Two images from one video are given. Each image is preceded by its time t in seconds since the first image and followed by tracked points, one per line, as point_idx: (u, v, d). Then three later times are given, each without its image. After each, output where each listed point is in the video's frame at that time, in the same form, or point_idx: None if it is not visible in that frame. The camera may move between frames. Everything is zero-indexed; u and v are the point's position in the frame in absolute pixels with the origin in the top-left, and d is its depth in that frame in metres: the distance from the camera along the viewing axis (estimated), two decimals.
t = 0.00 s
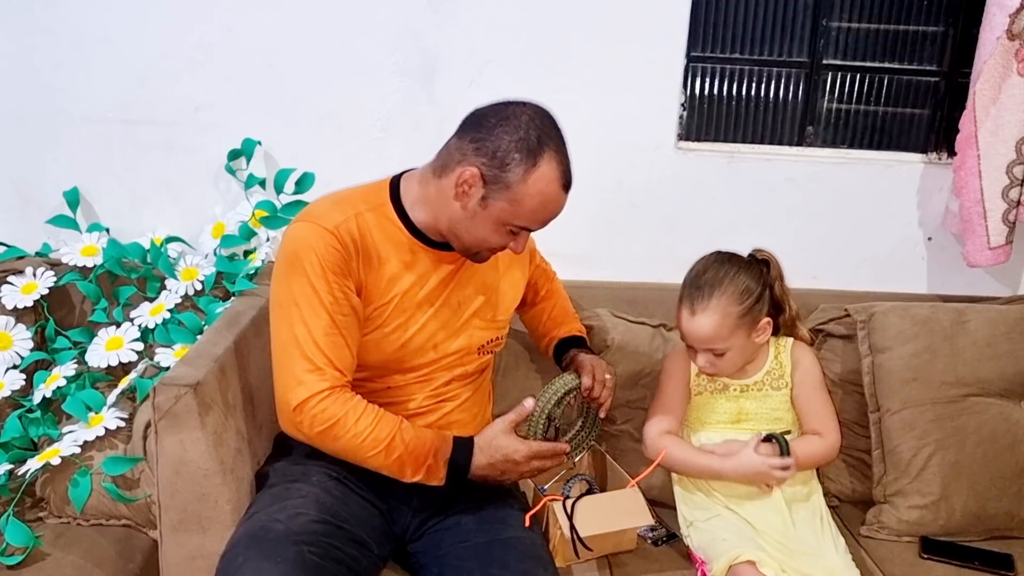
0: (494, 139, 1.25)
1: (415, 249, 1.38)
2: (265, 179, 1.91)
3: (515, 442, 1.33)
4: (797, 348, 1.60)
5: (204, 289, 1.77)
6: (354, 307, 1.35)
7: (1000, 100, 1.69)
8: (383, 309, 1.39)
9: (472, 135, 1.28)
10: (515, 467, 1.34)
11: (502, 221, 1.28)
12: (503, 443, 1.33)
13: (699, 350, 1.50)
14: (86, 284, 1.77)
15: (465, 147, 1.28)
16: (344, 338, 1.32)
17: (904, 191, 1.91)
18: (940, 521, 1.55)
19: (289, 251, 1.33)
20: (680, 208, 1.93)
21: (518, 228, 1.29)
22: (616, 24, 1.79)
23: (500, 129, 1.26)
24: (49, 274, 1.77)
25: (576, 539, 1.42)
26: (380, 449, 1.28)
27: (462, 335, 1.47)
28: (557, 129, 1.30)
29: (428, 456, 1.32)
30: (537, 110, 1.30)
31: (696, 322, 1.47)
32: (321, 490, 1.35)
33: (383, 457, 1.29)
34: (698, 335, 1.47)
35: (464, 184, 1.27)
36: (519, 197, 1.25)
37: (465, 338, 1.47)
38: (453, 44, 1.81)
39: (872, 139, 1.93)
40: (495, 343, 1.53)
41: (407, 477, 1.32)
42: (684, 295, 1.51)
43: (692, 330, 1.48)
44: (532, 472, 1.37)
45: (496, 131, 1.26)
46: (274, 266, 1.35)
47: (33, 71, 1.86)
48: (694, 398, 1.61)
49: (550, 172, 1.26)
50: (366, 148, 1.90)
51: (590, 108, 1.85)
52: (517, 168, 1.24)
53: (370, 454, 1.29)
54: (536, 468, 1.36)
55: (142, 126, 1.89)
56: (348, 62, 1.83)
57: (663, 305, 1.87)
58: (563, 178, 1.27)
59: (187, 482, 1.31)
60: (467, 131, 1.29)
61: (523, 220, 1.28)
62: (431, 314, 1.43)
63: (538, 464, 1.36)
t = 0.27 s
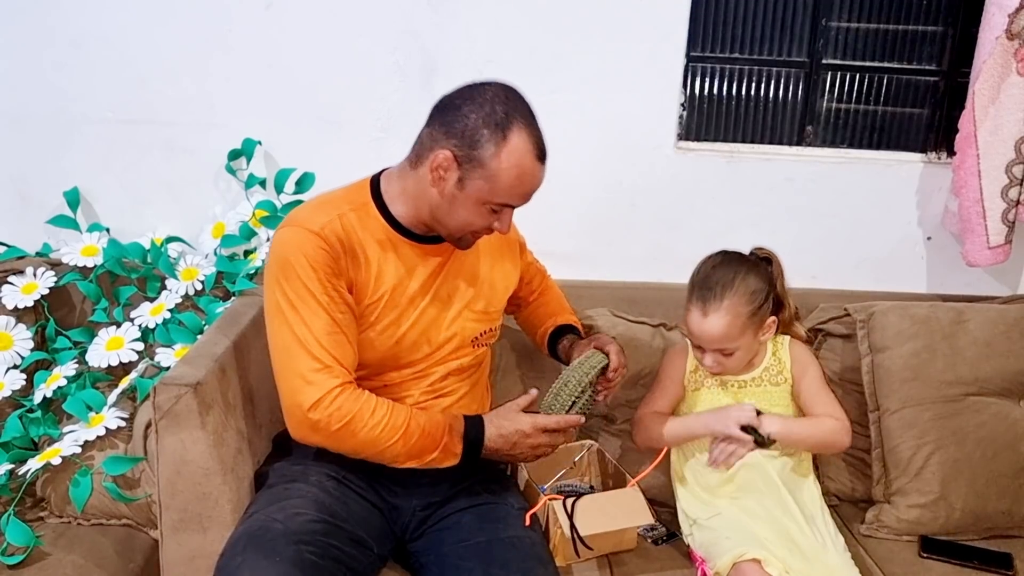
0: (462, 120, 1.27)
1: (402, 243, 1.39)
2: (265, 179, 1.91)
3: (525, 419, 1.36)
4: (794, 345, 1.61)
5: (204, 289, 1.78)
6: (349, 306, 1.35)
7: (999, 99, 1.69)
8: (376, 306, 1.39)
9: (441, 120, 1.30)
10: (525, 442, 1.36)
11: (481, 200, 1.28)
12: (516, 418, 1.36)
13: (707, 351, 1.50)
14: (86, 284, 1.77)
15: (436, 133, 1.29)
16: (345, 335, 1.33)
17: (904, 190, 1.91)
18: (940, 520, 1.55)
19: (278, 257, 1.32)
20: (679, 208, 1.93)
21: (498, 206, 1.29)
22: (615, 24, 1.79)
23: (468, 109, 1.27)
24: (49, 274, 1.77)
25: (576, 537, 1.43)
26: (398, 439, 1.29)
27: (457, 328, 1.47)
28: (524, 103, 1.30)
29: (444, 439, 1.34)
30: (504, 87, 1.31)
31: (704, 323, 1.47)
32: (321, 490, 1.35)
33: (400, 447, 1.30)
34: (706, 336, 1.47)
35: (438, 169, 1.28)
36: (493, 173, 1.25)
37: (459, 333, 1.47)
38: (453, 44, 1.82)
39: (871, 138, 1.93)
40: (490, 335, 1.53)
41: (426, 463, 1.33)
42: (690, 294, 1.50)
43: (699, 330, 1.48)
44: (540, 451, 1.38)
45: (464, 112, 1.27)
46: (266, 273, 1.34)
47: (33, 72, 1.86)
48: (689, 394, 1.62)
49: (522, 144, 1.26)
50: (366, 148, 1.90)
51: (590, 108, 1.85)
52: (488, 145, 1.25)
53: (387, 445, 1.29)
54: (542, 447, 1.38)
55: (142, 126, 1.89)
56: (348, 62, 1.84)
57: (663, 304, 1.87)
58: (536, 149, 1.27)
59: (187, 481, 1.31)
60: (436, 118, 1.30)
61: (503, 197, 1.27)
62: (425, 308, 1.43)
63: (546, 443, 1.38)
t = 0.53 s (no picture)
0: (413, 95, 1.30)
1: (381, 237, 1.40)
2: (265, 179, 1.91)
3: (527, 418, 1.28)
4: (798, 338, 1.61)
5: (205, 288, 1.78)
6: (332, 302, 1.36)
7: (999, 99, 1.69)
8: (360, 301, 1.39)
9: (397, 101, 1.33)
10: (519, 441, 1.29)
11: (442, 171, 1.29)
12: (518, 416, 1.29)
13: (715, 341, 1.49)
14: (86, 284, 1.77)
15: (393, 114, 1.32)
16: (328, 330, 1.33)
17: (903, 190, 1.91)
18: (939, 520, 1.56)
19: (258, 261, 1.34)
20: (679, 208, 1.93)
21: (462, 174, 1.29)
22: (615, 24, 1.80)
23: (419, 84, 1.30)
24: (49, 274, 1.77)
25: (576, 536, 1.44)
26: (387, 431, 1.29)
27: (445, 320, 1.46)
28: (475, 73, 1.32)
29: (435, 429, 1.32)
30: (456, 62, 1.34)
31: (713, 311, 1.46)
32: (320, 490, 1.36)
33: (389, 439, 1.29)
34: (716, 325, 1.46)
35: (397, 145, 1.31)
36: (448, 140, 1.26)
37: (447, 324, 1.46)
38: (453, 44, 1.82)
39: (871, 138, 1.94)
40: (480, 326, 1.52)
41: (420, 455, 1.32)
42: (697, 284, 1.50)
43: (708, 319, 1.47)
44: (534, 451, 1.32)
45: (415, 87, 1.30)
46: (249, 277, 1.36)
47: (34, 72, 1.86)
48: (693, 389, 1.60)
49: (473, 107, 1.26)
50: (367, 148, 1.90)
51: (590, 108, 1.86)
52: (440, 113, 1.26)
53: (375, 438, 1.28)
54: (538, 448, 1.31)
55: (142, 126, 1.89)
56: (348, 62, 1.84)
57: (663, 304, 1.87)
58: (489, 112, 1.28)
59: (187, 480, 1.31)
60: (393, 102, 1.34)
61: (464, 162, 1.27)
62: (410, 300, 1.43)
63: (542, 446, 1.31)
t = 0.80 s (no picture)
0: (373, 85, 1.32)
1: (362, 236, 1.40)
2: (265, 179, 1.91)
3: (498, 417, 1.24)
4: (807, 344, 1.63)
5: (204, 288, 1.78)
6: (314, 302, 1.36)
7: (998, 100, 1.69)
8: (343, 300, 1.40)
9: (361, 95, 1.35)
10: (495, 443, 1.26)
11: (407, 157, 1.29)
12: (487, 415, 1.24)
13: (762, 338, 1.48)
14: (86, 284, 1.77)
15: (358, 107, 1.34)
16: (307, 329, 1.33)
17: (902, 191, 1.91)
18: (938, 520, 1.56)
19: (240, 263, 1.36)
20: (679, 208, 1.93)
21: (427, 158, 1.29)
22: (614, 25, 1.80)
23: (379, 74, 1.32)
24: (49, 274, 1.77)
25: (576, 535, 1.44)
26: (360, 431, 1.27)
27: (432, 317, 1.45)
28: (434, 58, 1.33)
29: (407, 430, 1.29)
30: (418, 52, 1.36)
31: (767, 306, 1.46)
32: (318, 490, 1.36)
33: (363, 439, 1.28)
34: (770, 319, 1.46)
35: (364, 136, 1.32)
36: (408, 124, 1.27)
37: (435, 321, 1.46)
38: (453, 44, 1.82)
39: (870, 139, 1.94)
40: (472, 322, 1.51)
41: (396, 456, 1.30)
42: (737, 281, 1.49)
43: (760, 314, 1.46)
44: (512, 450, 1.28)
45: (376, 77, 1.32)
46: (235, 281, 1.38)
47: (34, 72, 1.87)
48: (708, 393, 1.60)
49: (431, 89, 1.27)
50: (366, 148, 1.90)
51: (589, 108, 1.86)
52: (399, 99, 1.28)
53: (348, 438, 1.27)
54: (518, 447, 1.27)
55: (142, 126, 1.90)
56: (347, 62, 1.84)
57: (662, 304, 1.88)
58: (448, 92, 1.28)
59: (187, 480, 1.31)
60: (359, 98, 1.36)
61: (427, 144, 1.27)
62: (396, 297, 1.42)
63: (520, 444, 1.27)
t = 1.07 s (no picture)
0: (349, 83, 1.32)
1: (352, 238, 1.40)
2: (265, 179, 1.91)
3: (464, 407, 1.21)
4: (814, 351, 1.62)
5: (204, 288, 1.78)
6: (305, 305, 1.36)
7: (998, 100, 1.70)
8: (334, 302, 1.40)
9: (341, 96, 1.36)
10: (468, 435, 1.21)
11: (382, 152, 1.28)
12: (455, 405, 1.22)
13: (769, 342, 1.48)
14: (86, 283, 1.77)
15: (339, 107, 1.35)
16: (295, 334, 1.34)
17: (903, 190, 1.91)
18: (938, 520, 1.56)
19: (233, 268, 1.37)
20: (679, 208, 1.93)
21: (402, 150, 1.28)
22: (615, 24, 1.80)
23: (354, 71, 1.32)
24: (49, 274, 1.77)
25: (576, 535, 1.44)
26: (340, 434, 1.27)
27: (425, 318, 1.45)
28: (407, 50, 1.33)
29: (381, 431, 1.27)
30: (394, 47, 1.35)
31: (785, 311, 1.46)
32: (318, 491, 1.36)
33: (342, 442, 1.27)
34: (785, 326, 1.46)
35: (343, 134, 1.33)
36: (380, 118, 1.27)
37: (430, 321, 1.46)
38: (453, 44, 1.82)
39: (870, 139, 1.94)
40: (467, 323, 1.51)
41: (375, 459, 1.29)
42: (757, 283, 1.49)
43: (776, 319, 1.46)
44: (490, 442, 1.23)
45: (351, 74, 1.33)
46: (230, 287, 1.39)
47: (34, 72, 1.87)
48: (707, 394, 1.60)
49: (402, 81, 1.27)
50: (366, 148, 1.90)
51: (589, 108, 1.86)
52: (371, 94, 1.28)
53: (328, 441, 1.27)
54: (496, 439, 1.23)
55: (142, 126, 1.90)
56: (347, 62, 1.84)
57: (662, 304, 1.88)
58: (418, 83, 1.27)
59: (187, 479, 1.31)
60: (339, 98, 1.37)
61: (401, 136, 1.27)
62: (388, 299, 1.42)
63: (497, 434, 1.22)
